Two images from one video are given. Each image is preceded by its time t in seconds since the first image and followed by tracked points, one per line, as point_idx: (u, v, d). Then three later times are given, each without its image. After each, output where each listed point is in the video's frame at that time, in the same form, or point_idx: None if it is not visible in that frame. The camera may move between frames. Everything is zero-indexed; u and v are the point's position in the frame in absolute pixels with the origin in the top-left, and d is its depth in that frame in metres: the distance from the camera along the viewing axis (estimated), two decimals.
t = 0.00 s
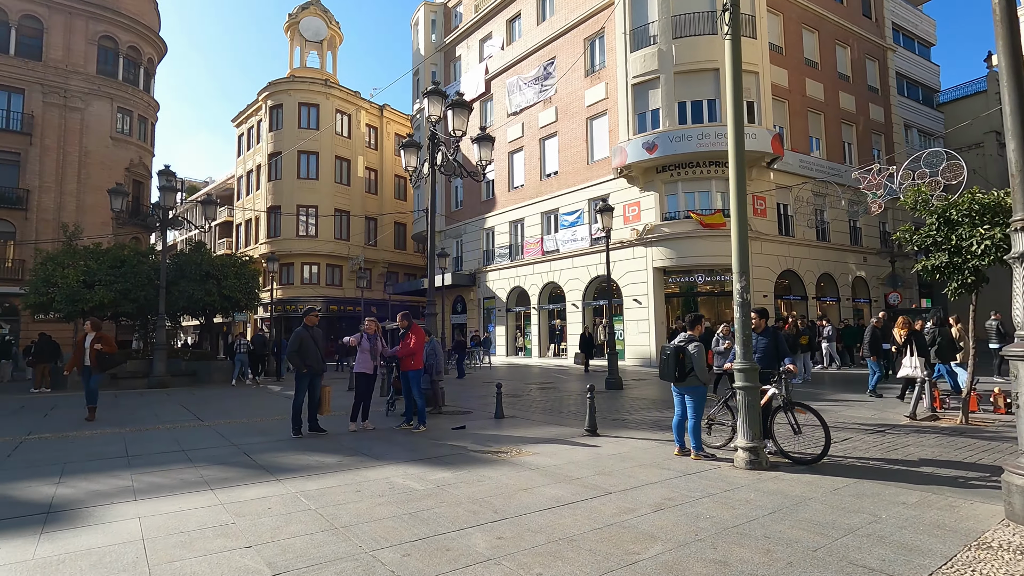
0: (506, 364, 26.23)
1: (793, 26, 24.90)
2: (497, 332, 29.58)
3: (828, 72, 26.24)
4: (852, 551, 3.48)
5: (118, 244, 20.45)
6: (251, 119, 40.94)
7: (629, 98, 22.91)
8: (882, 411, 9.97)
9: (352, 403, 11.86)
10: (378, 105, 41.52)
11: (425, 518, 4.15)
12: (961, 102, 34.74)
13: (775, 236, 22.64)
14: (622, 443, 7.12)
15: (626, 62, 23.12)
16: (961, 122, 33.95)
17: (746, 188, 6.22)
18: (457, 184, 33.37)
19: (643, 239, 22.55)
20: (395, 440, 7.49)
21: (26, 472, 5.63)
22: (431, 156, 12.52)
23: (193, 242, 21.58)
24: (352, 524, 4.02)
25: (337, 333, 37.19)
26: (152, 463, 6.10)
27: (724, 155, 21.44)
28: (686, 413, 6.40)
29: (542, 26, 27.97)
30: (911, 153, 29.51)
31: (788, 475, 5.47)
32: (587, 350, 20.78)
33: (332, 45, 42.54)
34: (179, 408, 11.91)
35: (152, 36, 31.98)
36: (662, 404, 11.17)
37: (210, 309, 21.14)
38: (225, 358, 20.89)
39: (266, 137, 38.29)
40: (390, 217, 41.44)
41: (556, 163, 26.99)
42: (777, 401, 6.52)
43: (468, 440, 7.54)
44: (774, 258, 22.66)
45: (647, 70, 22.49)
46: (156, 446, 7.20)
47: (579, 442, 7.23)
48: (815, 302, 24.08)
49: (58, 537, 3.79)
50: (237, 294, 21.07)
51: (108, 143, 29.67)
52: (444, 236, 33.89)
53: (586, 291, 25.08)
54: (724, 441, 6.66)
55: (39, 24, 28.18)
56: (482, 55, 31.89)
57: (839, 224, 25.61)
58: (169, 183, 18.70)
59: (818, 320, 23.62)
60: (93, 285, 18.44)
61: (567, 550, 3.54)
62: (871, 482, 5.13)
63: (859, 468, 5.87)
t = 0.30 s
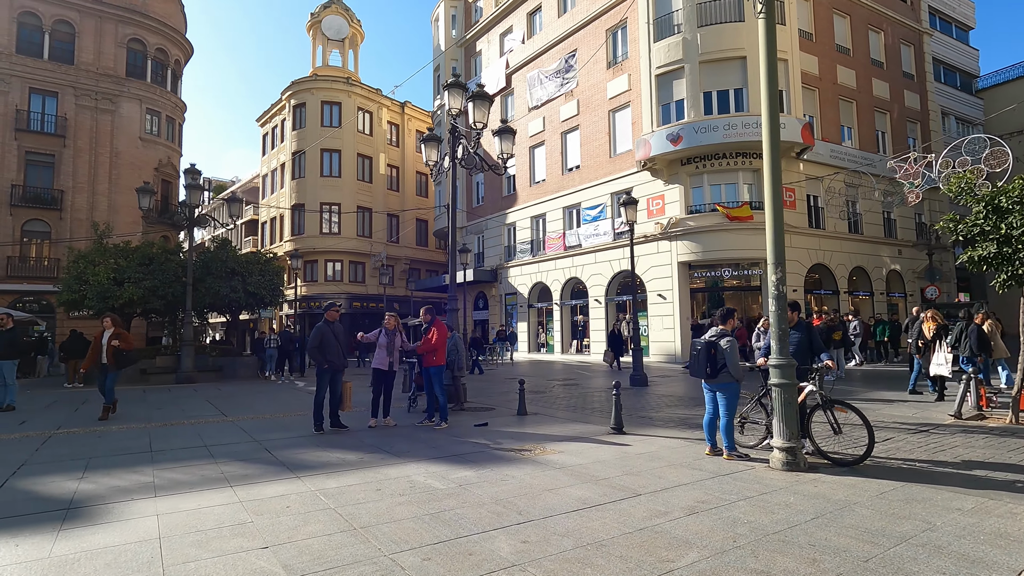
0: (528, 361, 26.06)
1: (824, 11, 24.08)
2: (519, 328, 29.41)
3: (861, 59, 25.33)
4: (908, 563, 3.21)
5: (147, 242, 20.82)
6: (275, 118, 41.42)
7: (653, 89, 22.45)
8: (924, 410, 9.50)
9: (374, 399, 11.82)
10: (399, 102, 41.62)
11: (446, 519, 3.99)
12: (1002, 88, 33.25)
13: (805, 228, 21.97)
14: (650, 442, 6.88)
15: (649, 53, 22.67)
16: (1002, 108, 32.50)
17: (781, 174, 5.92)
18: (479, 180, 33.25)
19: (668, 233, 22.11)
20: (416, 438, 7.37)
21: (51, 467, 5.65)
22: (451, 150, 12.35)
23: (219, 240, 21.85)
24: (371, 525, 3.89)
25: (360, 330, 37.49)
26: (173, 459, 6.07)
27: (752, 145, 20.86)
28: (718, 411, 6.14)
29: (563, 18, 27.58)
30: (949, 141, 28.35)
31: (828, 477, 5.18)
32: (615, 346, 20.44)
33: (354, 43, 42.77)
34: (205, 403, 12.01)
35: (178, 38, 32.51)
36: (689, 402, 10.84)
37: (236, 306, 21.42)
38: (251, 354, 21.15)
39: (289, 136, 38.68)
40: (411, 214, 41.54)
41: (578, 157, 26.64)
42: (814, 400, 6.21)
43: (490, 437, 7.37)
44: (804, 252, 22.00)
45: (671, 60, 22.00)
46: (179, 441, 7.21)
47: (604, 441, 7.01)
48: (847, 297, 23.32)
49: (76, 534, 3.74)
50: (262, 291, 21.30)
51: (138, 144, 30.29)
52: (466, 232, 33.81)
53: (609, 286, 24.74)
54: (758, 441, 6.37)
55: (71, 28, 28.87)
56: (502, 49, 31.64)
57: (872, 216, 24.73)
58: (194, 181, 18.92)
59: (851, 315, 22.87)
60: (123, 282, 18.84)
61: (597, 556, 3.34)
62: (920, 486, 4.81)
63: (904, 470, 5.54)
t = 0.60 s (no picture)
0: (532, 361, 25.84)
1: (832, 7, 23.78)
2: (522, 328, 29.18)
3: (869, 55, 25.01)
4: None
5: (148, 241, 20.63)
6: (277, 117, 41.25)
7: (658, 86, 22.19)
8: (941, 413, 9.23)
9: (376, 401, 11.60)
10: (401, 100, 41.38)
11: (453, 532, 3.76)
12: (1010, 85, 32.87)
13: (813, 227, 21.67)
14: (662, 447, 6.64)
15: (655, 49, 22.40)
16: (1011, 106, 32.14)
17: (801, 168, 5.69)
18: (482, 178, 33.02)
19: (673, 231, 21.83)
20: (420, 441, 7.14)
21: (40, 473, 5.43)
22: (455, 146, 12.11)
23: (220, 238, 21.63)
24: (374, 538, 3.66)
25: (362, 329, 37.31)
26: (168, 464, 5.85)
27: (759, 143, 20.58)
28: (734, 414, 5.92)
29: (567, 15, 27.30)
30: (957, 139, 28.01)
31: (854, 486, 4.93)
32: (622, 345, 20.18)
33: (356, 41, 42.55)
34: (204, 404, 11.81)
35: (180, 36, 32.33)
36: (698, 403, 10.58)
37: (237, 306, 21.24)
38: (252, 354, 20.99)
39: (291, 135, 38.49)
40: (414, 212, 41.32)
41: (582, 155, 26.37)
42: (835, 403, 5.96)
43: (497, 441, 7.14)
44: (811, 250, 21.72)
45: (677, 56, 21.72)
46: (176, 444, 6.99)
47: (615, 446, 6.78)
48: (854, 296, 23.02)
49: (58, 547, 3.52)
50: (263, 290, 21.10)
51: (139, 142, 30.13)
52: (469, 231, 33.58)
53: (613, 286, 24.49)
54: (776, 445, 6.14)
55: (72, 26, 28.71)
56: (506, 47, 31.38)
57: (880, 214, 24.43)
58: (195, 179, 18.71)
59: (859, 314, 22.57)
60: (123, 282, 18.69)
61: None
62: (953, 495, 4.55)
63: (932, 478, 5.28)
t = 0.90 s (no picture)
0: (524, 367, 25.66)
1: (821, 16, 23.99)
2: (513, 333, 29.02)
3: (858, 64, 25.24)
4: None
5: (132, 245, 20.26)
6: (267, 121, 40.94)
7: (650, 92, 22.21)
8: (936, 421, 9.17)
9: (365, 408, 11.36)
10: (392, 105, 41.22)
11: (443, 549, 3.57)
12: (995, 95, 33.31)
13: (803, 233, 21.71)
14: (658, 456, 6.49)
15: (647, 56, 22.44)
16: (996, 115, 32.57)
17: (800, 171, 5.59)
18: (473, 184, 32.93)
19: (665, 237, 21.78)
20: (409, 451, 6.93)
21: (7, 486, 5.17)
22: (446, 150, 11.95)
23: (207, 243, 21.31)
24: (359, 556, 3.47)
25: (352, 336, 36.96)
26: (145, 476, 5.60)
27: (750, 149, 20.63)
28: (733, 423, 5.78)
29: (559, 21, 27.33)
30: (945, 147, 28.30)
31: (857, 497, 4.79)
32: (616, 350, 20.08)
33: (348, 46, 42.42)
34: (187, 412, 11.52)
35: (169, 39, 31.99)
36: (692, 410, 10.45)
37: (224, 312, 20.89)
38: (239, 360, 20.62)
39: (281, 139, 38.18)
40: (405, 218, 41.10)
41: (574, 160, 26.33)
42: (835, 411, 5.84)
43: (488, 451, 6.95)
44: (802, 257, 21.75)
45: (669, 63, 21.77)
46: (155, 455, 6.73)
47: (610, 455, 6.61)
48: (845, 302, 23.08)
49: (19, 569, 3.29)
50: (251, 295, 20.77)
51: (126, 146, 29.72)
52: (460, 237, 33.43)
53: (605, 292, 24.39)
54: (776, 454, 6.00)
55: (58, 27, 28.31)
56: (497, 52, 31.36)
57: (870, 221, 24.57)
58: (181, 182, 18.40)
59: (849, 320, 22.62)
60: (106, 287, 18.28)
61: None
62: (959, 506, 4.43)
63: (935, 487, 5.15)
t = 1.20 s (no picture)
0: (509, 380, 25.39)
1: (801, 34, 24.48)
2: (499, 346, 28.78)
3: (837, 82, 25.76)
4: None
5: (108, 255, 19.77)
6: (251, 131, 40.56)
7: (635, 106, 22.39)
8: (921, 434, 9.14)
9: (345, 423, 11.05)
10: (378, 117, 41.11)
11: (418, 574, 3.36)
12: (969, 114, 34.19)
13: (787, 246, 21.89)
14: (644, 472, 6.32)
15: (631, 70, 22.64)
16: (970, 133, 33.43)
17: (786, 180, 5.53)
18: (459, 196, 32.85)
19: (651, 250, 21.81)
20: (388, 467, 6.68)
21: None
22: (431, 159, 11.82)
23: (186, 253, 20.86)
24: None
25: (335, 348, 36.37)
26: (105, 496, 5.28)
27: (734, 164, 20.82)
28: (722, 437, 5.66)
29: (545, 36, 27.53)
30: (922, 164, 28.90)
31: (848, 513, 4.67)
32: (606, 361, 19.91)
33: (334, 58, 42.34)
34: (159, 427, 11.08)
35: (151, 47, 31.60)
36: (679, 424, 10.31)
37: (202, 324, 20.38)
38: (217, 373, 20.08)
39: (265, 149, 37.81)
40: (390, 229, 40.81)
41: (560, 173, 26.38)
42: (824, 424, 5.75)
43: (470, 467, 6.73)
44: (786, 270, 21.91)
45: (654, 77, 21.97)
46: (118, 473, 6.39)
47: (595, 470, 6.44)
48: (827, 315, 23.26)
49: None
50: (230, 307, 20.31)
51: (104, 154, 29.16)
52: (445, 248, 33.23)
53: (591, 304, 24.32)
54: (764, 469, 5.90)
55: (37, 34, 27.80)
56: (484, 66, 31.51)
57: (851, 235, 24.88)
58: (159, 191, 18.01)
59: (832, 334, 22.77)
60: (78, 297, 17.74)
61: None
62: (951, 522, 4.32)
63: (924, 503, 5.07)
